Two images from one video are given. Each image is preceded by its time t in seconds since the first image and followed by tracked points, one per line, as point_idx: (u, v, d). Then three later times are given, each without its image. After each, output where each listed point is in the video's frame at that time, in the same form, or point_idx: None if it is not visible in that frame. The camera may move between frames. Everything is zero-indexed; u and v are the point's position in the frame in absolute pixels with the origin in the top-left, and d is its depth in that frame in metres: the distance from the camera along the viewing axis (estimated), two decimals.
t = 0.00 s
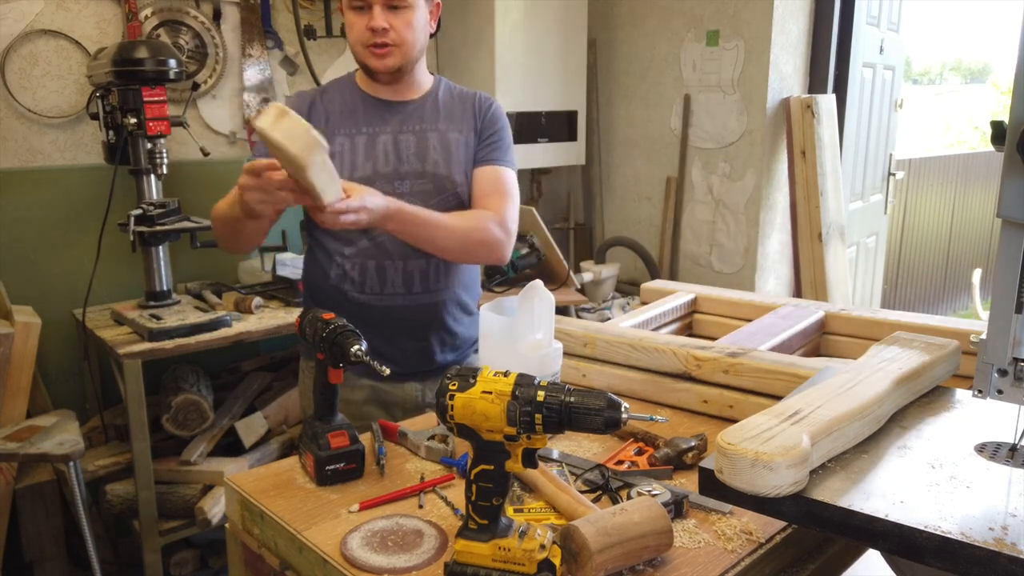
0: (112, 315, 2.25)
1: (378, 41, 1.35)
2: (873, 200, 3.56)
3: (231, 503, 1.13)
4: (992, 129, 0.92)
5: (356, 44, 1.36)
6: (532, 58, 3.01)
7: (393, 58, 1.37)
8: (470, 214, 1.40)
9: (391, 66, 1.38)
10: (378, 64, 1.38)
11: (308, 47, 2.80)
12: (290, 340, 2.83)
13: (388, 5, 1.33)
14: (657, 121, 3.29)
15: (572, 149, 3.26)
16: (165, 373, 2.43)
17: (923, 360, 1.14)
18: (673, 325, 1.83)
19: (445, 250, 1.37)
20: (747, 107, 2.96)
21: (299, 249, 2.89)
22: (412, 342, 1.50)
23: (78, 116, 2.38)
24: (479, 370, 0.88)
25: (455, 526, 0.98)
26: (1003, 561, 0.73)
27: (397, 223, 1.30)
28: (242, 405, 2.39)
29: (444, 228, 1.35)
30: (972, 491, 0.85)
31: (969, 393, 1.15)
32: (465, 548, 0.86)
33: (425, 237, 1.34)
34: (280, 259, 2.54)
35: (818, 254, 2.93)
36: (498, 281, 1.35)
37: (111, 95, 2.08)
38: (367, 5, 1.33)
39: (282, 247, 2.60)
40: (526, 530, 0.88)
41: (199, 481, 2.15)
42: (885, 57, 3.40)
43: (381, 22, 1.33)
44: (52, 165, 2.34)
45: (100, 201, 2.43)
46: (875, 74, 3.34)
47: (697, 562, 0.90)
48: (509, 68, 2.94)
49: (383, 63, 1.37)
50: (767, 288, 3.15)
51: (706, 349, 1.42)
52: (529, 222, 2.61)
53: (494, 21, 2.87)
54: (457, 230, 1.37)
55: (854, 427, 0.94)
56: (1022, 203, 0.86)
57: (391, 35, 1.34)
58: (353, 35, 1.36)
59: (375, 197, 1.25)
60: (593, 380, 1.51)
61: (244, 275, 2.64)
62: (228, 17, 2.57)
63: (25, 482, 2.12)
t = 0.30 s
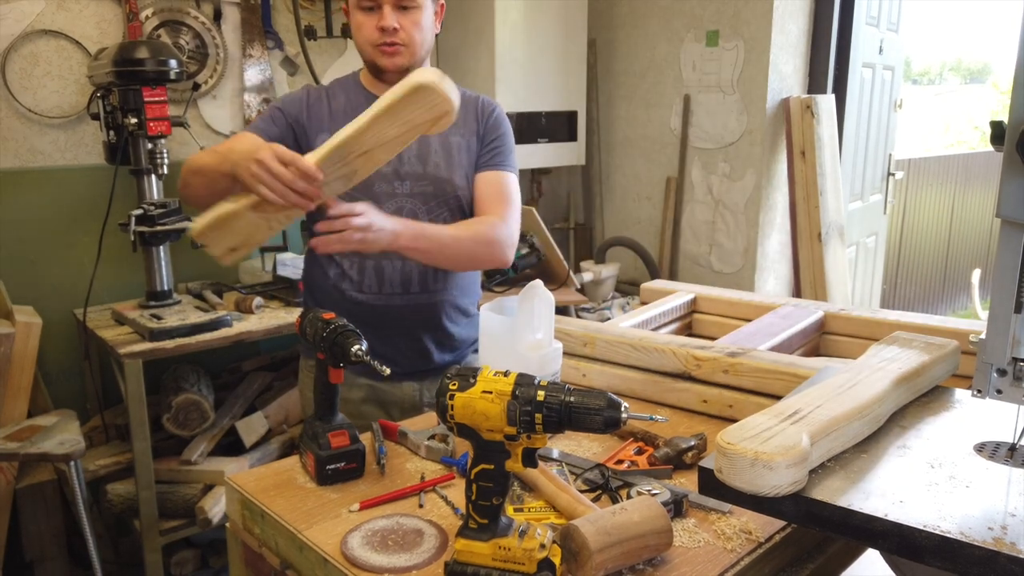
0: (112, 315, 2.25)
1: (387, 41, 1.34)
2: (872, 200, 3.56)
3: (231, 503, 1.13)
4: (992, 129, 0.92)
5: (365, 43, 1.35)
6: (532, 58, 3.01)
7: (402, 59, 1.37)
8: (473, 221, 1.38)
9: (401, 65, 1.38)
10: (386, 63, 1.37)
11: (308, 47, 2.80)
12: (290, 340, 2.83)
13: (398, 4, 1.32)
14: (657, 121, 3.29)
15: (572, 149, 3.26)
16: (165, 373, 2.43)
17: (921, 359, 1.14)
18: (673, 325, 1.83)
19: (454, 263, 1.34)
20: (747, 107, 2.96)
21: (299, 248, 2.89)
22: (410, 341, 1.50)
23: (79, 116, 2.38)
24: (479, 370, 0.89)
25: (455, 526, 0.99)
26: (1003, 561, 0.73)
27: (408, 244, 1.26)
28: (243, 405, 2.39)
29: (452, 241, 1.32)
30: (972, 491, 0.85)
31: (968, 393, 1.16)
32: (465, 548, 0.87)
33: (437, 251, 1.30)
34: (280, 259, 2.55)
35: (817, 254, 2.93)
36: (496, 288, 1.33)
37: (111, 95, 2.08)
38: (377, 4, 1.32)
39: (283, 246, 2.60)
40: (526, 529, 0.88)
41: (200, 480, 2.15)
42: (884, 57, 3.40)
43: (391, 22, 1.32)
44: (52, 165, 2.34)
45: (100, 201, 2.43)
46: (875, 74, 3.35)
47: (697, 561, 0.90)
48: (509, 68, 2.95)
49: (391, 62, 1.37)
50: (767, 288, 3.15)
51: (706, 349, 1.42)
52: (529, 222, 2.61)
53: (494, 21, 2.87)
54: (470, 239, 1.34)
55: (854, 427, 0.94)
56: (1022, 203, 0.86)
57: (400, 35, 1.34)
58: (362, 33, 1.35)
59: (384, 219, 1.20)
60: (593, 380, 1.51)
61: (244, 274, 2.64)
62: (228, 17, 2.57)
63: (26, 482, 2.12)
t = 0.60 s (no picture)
0: (115, 315, 2.26)
1: (369, 35, 1.34)
2: (870, 200, 3.57)
3: (233, 502, 1.14)
4: (990, 130, 0.93)
5: (344, 38, 1.35)
6: (532, 59, 3.02)
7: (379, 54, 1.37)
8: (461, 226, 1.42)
9: (379, 60, 1.38)
10: (367, 60, 1.37)
11: (309, 49, 2.82)
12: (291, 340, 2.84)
13: None
14: (656, 123, 3.30)
15: (571, 150, 3.27)
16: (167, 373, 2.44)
17: (920, 360, 1.15)
18: (672, 325, 1.84)
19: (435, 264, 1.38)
20: (746, 109, 2.97)
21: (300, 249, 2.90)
22: (395, 343, 1.51)
23: (81, 117, 2.39)
24: (479, 370, 0.89)
25: (455, 524, 1.00)
26: (1001, 560, 0.74)
27: (400, 244, 1.30)
28: (244, 404, 2.40)
29: (439, 242, 1.36)
30: (969, 490, 0.86)
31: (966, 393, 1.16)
32: (466, 546, 0.87)
33: (423, 254, 1.34)
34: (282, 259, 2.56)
35: (816, 255, 2.94)
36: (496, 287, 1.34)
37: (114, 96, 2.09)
38: None
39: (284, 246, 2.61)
40: (526, 528, 0.89)
41: (201, 480, 2.16)
42: (883, 59, 3.41)
43: (373, 16, 1.33)
44: (55, 167, 2.35)
45: (102, 202, 2.44)
46: (873, 76, 3.36)
47: (696, 560, 0.91)
48: (509, 69, 2.96)
49: (372, 58, 1.37)
50: (765, 288, 3.16)
51: (705, 349, 1.42)
52: (529, 222, 2.62)
53: (494, 23, 2.88)
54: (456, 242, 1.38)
55: (852, 427, 0.95)
56: (1020, 204, 0.86)
57: (382, 29, 1.34)
58: (341, 29, 1.35)
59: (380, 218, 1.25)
60: (593, 380, 1.52)
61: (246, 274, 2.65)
62: (230, 19, 2.58)
63: (28, 481, 2.13)
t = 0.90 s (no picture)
0: (115, 315, 2.26)
1: (367, 37, 1.34)
2: (870, 201, 3.57)
3: (233, 501, 1.14)
4: (990, 130, 0.93)
5: (342, 40, 1.35)
6: (532, 59, 3.03)
7: (377, 56, 1.37)
8: (465, 229, 1.42)
9: (378, 62, 1.38)
10: (365, 61, 1.37)
11: (309, 49, 2.82)
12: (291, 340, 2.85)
13: (377, 1, 1.34)
14: (656, 123, 3.30)
15: (571, 150, 3.27)
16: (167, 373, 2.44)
17: (920, 359, 1.15)
18: (672, 325, 1.84)
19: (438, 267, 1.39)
20: (746, 109, 2.97)
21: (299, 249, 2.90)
22: (397, 343, 1.51)
23: (82, 118, 2.39)
24: (479, 370, 0.90)
25: (455, 524, 1.00)
26: (1001, 560, 0.74)
27: (408, 246, 1.31)
28: (244, 404, 2.40)
29: (446, 245, 1.36)
30: (969, 490, 0.86)
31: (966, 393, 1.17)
32: (466, 546, 0.87)
33: (428, 256, 1.35)
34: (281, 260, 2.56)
35: (815, 255, 2.94)
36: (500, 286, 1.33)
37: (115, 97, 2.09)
38: None
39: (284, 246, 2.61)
40: (526, 528, 0.89)
41: (201, 480, 2.16)
42: (883, 59, 3.41)
43: (371, 18, 1.33)
44: (55, 167, 2.35)
45: (103, 202, 2.44)
46: (873, 76, 3.36)
47: (695, 560, 0.91)
48: (509, 69, 2.96)
49: (370, 60, 1.37)
50: (765, 288, 3.16)
51: (704, 349, 1.43)
52: (529, 223, 2.62)
53: (494, 22, 2.88)
54: (461, 247, 1.39)
55: (851, 427, 0.95)
56: (1020, 203, 0.86)
57: (380, 31, 1.35)
58: (339, 31, 1.35)
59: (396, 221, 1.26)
60: (593, 379, 1.52)
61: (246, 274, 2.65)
62: (230, 19, 2.58)
63: (28, 481, 2.13)
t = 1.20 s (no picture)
0: (115, 315, 2.26)
1: (377, 37, 1.34)
2: (870, 200, 3.57)
3: (232, 502, 1.14)
4: (990, 130, 0.92)
5: (352, 41, 1.35)
6: (532, 59, 3.02)
7: (387, 56, 1.37)
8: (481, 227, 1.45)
9: (388, 63, 1.38)
10: (375, 62, 1.37)
11: (309, 49, 2.82)
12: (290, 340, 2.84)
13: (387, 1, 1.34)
14: (656, 123, 3.30)
15: (571, 150, 3.27)
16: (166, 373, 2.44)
17: (919, 359, 1.15)
18: (672, 325, 1.84)
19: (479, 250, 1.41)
20: (746, 109, 2.97)
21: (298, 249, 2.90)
22: (407, 340, 1.50)
23: (81, 117, 2.39)
24: (479, 370, 0.89)
25: (455, 524, 0.99)
26: (1001, 560, 0.74)
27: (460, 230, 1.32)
28: (244, 404, 2.40)
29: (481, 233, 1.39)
30: (969, 490, 0.86)
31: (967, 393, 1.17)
32: (466, 547, 0.87)
33: (470, 242, 1.37)
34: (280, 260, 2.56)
35: (816, 255, 2.94)
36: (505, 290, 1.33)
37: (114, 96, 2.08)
38: None
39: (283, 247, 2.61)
40: (526, 528, 0.89)
41: (201, 480, 2.16)
42: (883, 59, 3.41)
43: (382, 18, 1.33)
44: (55, 166, 2.35)
45: (102, 201, 2.44)
46: (873, 76, 3.36)
47: (696, 560, 0.91)
48: (509, 69, 2.96)
49: (380, 60, 1.37)
50: (765, 288, 3.16)
51: (705, 349, 1.42)
52: (529, 223, 2.62)
53: (494, 22, 2.88)
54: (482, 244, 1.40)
55: (851, 427, 0.95)
56: (1020, 203, 0.86)
57: (390, 31, 1.34)
58: (349, 31, 1.34)
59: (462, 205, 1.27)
60: (593, 379, 1.52)
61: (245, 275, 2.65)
62: (229, 19, 2.58)
63: (28, 481, 2.13)
